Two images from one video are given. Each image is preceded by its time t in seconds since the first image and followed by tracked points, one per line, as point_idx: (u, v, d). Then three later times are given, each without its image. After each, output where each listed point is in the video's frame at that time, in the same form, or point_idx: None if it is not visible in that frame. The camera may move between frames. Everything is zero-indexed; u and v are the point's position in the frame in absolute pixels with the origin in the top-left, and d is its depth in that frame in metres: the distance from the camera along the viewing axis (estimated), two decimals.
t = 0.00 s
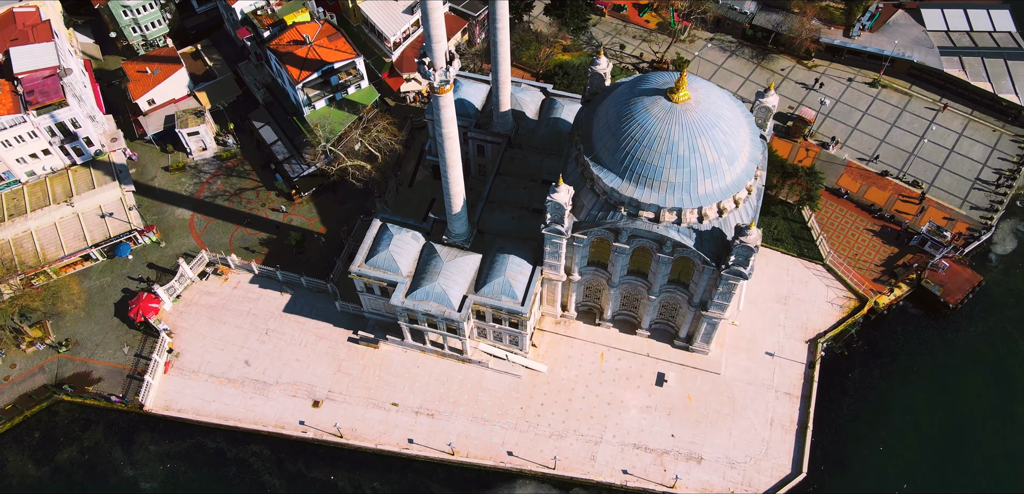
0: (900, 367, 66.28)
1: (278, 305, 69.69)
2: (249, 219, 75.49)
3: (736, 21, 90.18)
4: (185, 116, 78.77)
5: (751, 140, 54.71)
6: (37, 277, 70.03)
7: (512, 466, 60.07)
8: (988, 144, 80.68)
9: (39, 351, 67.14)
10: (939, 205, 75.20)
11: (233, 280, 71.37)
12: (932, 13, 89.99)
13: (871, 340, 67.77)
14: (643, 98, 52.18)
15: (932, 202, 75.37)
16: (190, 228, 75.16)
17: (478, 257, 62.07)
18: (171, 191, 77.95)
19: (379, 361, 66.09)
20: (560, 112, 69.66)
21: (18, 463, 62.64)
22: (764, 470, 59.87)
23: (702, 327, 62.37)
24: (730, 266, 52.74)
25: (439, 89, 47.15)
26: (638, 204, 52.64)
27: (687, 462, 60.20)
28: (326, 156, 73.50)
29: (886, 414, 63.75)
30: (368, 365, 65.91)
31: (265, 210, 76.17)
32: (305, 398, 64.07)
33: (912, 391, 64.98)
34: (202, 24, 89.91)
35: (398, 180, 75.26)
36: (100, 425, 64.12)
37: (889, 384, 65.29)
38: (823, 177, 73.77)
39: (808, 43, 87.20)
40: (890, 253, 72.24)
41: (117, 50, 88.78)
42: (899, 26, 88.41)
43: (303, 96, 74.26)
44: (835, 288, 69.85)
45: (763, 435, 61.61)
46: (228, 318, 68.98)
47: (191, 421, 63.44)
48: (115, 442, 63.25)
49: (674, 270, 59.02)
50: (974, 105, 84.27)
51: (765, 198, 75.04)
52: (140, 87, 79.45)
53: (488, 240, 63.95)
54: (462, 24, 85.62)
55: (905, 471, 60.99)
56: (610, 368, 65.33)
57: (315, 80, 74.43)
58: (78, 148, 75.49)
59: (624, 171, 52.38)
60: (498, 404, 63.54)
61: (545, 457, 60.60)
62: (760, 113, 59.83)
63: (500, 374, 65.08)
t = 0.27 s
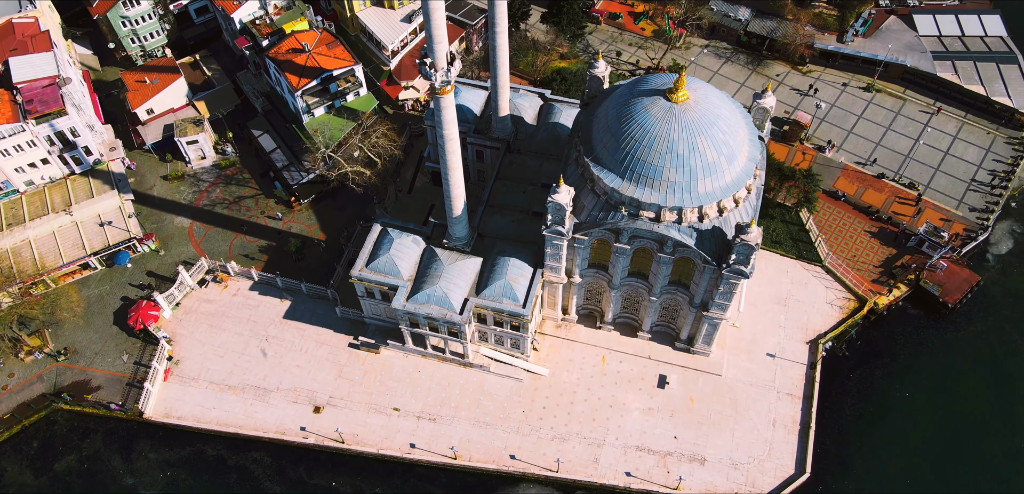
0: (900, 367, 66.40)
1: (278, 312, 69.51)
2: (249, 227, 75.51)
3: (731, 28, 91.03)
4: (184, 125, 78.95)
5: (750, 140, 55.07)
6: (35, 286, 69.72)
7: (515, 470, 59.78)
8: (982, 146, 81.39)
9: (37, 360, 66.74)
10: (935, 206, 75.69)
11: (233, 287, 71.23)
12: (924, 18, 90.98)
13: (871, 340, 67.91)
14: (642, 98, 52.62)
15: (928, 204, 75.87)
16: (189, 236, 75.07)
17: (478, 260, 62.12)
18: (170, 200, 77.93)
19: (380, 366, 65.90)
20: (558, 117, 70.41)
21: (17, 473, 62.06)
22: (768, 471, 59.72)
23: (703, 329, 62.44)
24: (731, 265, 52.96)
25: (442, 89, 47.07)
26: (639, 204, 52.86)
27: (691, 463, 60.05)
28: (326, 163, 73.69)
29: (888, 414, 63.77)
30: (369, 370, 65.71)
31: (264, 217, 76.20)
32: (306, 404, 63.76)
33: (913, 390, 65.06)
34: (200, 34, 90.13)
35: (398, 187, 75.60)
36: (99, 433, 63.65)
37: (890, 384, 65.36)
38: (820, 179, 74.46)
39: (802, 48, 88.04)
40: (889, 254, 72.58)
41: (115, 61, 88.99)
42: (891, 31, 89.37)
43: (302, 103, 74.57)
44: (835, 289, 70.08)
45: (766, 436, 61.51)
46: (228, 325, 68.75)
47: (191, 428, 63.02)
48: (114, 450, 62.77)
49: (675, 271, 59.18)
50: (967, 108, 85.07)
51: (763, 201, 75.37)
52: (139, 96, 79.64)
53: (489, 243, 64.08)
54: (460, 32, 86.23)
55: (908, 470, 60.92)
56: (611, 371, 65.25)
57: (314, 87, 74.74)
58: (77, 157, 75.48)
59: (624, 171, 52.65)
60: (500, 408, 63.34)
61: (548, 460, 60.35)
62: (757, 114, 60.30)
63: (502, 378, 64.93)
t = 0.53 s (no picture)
0: (901, 367, 66.52)
1: (278, 318, 69.37)
2: (248, 234, 75.50)
3: (727, 35, 91.86)
4: (183, 134, 79.14)
5: (750, 140, 55.47)
6: (34, 294, 69.43)
7: (518, 473, 59.54)
8: (977, 149, 82.08)
9: (36, 368, 66.37)
10: (932, 208, 76.20)
11: (233, 294, 71.11)
12: (917, 24, 92.00)
13: (872, 341, 68.09)
14: (642, 99, 53.11)
15: (925, 206, 76.37)
16: (189, 244, 75.01)
17: (480, 263, 62.22)
18: (169, 208, 77.95)
19: (381, 371, 65.74)
20: (557, 121, 70.97)
21: (15, 482, 61.55)
22: (772, 472, 59.59)
23: (705, 330, 62.53)
24: (732, 264, 53.20)
25: (444, 89, 47.13)
26: (639, 203, 53.12)
27: (694, 465, 59.92)
28: (326, 169, 73.89)
29: (890, 414, 63.80)
30: (370, 375, 65.53)
31: (264, 225, 76.24)
32: (308, 409, 63.49)
33: (914, 390, 65.16)
34: (200, 45, 90.12)
35: (398, 193, 75.93)
36: (98, 441, 63.22)
37: (892, 384, 65.46)
38: (818, 182, 75.01)
39: (797, 54, 88.91)
40: (887, 255, 72.93)
41: (114, 71, 89.18)
42: (885, 37, 90.33)
43: (302, 110, 74.67)
44: (834, 290, 70.32)
45: (769, 437, 61.44)
46: (228, 332, 68.55)
47: (191, 435, 62.65)
48: (114, 458, 62.33)
49: (676, 272, 59.36)
50: (962, 112, 85.88)
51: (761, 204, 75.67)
52: (138, 105, 79.86)
53: (490, 247, 64.21)
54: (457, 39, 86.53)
55: (911, 469, 60.88)
56: (613, 374, 65.19)
57: (313, 94, 75.11)
58: (77, 166, 75.54)
59: (625, 171, 52.96)
60: (502, 411, 63.17)
61: (551, 463, 60.14)
62: (755, 115, 60.77)
63: (504, 381, 64.84)
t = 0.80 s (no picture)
0: (902, 367, 66.64)
1: (278, 324, 69.24)
2: (248, 241, 75.51)
3: (723, 42, 92.67)
4: (183, 142, 79.32)
5: (749, 140, 55.87)
6: (34, 302, 69.18)
7: (521, 476, 59.31)
8: (972, 152, 82.76)
9: (36, 376, 66.04)
10: (929, 210, 76.68)
11: (234, 300, 71.01)
12: (911, 30, 92.94)
13: (872, 341, 68.27)
14: (642, 100, 53.55)
15: (922, 208, 76.84)
16: (188, 251, 74.97)
17: (481, 266, 62.33)
18: (169, 216, 77.96)
19: (383, 376, 65.58)
20: (556, 126, 71.43)
21: (14, 490, 61.07)
22: (775, 472, 59.49)
23: (706, 331, 62.64)
24: (733, 263, 53.45)
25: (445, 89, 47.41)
26: (641, 203, 53.39)
27: (697, 466, 59.77)
28: (326, 176, 74.08)
29: (892, 414, 63.83)
30: (371, 380, 65.36)
31: (264, 231, 76.26)
32: (309, 414, 63.25)
33: (915, 390, 65.26)
34: (198, 55, 90.71)
35: (397, 200, 76.20)
36: (98, 449, 62.82)
37: (893, 384, 65.55)
38: (816, 185, 75.37)
39: (793, 60, 89.79)
40: (886, 257, 73.30)
41: (113, 81, 89.40)
42: (879, 43, 91.29)
43: (302, 117, 75.10)
44: (834, 292, 70.55)
45: (772, 438, 61.36)
46: (228, 338, 68.38)
47: (192, 441, 62.31)
48: (114, 465, 61.92)
49: (676, 273, 59.53)
50: (956, 116, 86.67)
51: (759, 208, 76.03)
52: (138, 114, 80.07)
53: (491, 250, 64.33)
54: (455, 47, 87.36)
55: (914, 468, 60.85)
56: (615, 376, 65.15)
57: (313, 101, 75.42)
58: (77, 174, 75.60)
59: (626, 171, 53.29)
60: (504, 414, 63.02)
61: (554, 466, 59.95)
62: (754, 117, 61.25)
63: (506, 385, 64.72)
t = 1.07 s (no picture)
0: (903, 368, 66.77)
1: (279, 329, 69.16)
2: (249, 248, 75.55)
3: (719, 49, 93.48)
4: (184, 149, 79.55)
5: (749, 140, 56.32)
6: (33, 309, 68.96)
7: (524, 478, 59.13)
8: (967, 155, 83.42)
9: (36, 383, 65.74)
10: (927, 212, 77.16)
11: (234, 306, 70.93)
12: (904, 36, 93.97)
13: (872, 342, 68.46)
14: (642, 101, 54.02)
15: (920, 210, 77.34)
16: (189, 258, 74.96)
17: (482, 269, 62.48)
18: (169, 223, 78.00)
19: (384, 380, 65.46)
20: (555, 131, 71.94)
21: None
22: (779, 473, 59.40)
23: (708, 332, 62.75)
24: (735, 262, 53.69)
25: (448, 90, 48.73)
26: (642, 203, 53.70)
27: (701, 467, 59.65)
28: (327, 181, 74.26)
29: (894, 414, 63.88)
30: (373, 384, 65.23)
31: (265, 238, 76.30)
32: (311, 419, 63.05)
33: (917, 390, 65.37)
34: (199, 64, 90.96)
35: (398, 205, 76.47)
36: (98, 455, 62.44)
37: (894, 385, 65.67)
38: (814, 187, 75.63)
39: (789, 67, 90.60)
40: (884, 259, 73.67)
41: (113, 91, 89.64)
42: (874, 49, 92.21)
43: (303, 123, 75.47)
44: (834, 293, 70.80)
45: (775, 439, 61.31)
46: (229, 344, 68.24)
47: (193, 446, 61.98)
48: (115, 472, 61.54)
49: (678, 274, 59.73)
50: (951, 120, 87.43)
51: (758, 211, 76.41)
52: (138, 122, 80.30)
53: (492, 253, 64.50)
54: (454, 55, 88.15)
55: (918, 468, 60.85)
56: (617, 379, 65.14)
57: (314, 107, 75.80)
58: (77, 182, 75.67)
59: (626, 172, 53.65)
60: (506, 417, 62.90)
61: (557, 468, 59.79)
62: (752, 118, 61.77)
63: (508, 388, 64.65)
